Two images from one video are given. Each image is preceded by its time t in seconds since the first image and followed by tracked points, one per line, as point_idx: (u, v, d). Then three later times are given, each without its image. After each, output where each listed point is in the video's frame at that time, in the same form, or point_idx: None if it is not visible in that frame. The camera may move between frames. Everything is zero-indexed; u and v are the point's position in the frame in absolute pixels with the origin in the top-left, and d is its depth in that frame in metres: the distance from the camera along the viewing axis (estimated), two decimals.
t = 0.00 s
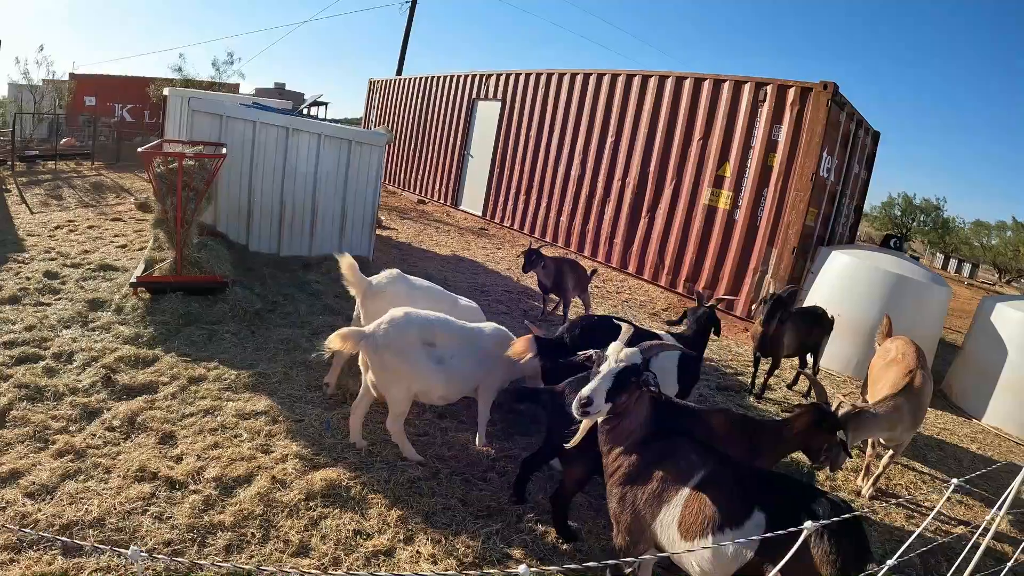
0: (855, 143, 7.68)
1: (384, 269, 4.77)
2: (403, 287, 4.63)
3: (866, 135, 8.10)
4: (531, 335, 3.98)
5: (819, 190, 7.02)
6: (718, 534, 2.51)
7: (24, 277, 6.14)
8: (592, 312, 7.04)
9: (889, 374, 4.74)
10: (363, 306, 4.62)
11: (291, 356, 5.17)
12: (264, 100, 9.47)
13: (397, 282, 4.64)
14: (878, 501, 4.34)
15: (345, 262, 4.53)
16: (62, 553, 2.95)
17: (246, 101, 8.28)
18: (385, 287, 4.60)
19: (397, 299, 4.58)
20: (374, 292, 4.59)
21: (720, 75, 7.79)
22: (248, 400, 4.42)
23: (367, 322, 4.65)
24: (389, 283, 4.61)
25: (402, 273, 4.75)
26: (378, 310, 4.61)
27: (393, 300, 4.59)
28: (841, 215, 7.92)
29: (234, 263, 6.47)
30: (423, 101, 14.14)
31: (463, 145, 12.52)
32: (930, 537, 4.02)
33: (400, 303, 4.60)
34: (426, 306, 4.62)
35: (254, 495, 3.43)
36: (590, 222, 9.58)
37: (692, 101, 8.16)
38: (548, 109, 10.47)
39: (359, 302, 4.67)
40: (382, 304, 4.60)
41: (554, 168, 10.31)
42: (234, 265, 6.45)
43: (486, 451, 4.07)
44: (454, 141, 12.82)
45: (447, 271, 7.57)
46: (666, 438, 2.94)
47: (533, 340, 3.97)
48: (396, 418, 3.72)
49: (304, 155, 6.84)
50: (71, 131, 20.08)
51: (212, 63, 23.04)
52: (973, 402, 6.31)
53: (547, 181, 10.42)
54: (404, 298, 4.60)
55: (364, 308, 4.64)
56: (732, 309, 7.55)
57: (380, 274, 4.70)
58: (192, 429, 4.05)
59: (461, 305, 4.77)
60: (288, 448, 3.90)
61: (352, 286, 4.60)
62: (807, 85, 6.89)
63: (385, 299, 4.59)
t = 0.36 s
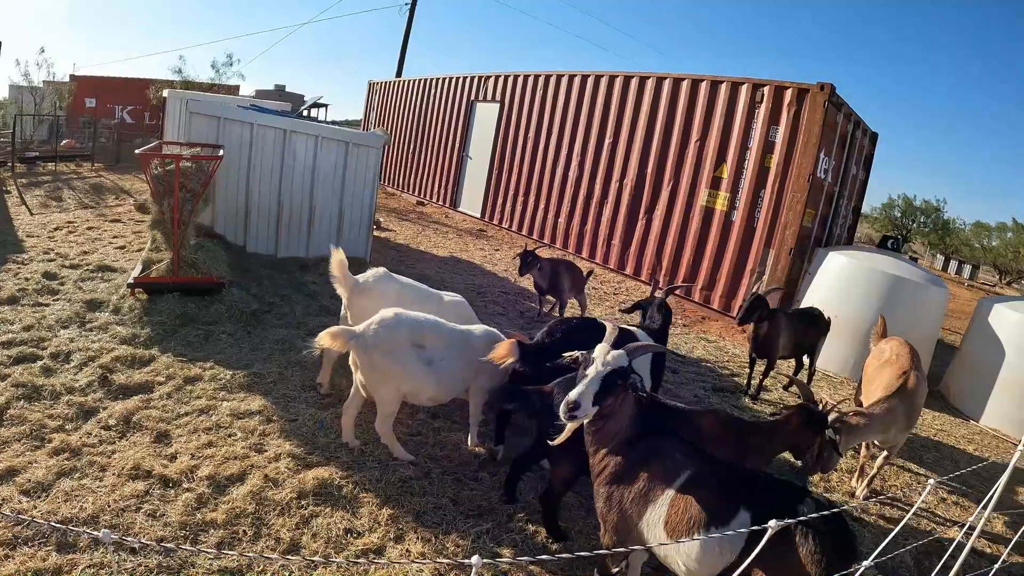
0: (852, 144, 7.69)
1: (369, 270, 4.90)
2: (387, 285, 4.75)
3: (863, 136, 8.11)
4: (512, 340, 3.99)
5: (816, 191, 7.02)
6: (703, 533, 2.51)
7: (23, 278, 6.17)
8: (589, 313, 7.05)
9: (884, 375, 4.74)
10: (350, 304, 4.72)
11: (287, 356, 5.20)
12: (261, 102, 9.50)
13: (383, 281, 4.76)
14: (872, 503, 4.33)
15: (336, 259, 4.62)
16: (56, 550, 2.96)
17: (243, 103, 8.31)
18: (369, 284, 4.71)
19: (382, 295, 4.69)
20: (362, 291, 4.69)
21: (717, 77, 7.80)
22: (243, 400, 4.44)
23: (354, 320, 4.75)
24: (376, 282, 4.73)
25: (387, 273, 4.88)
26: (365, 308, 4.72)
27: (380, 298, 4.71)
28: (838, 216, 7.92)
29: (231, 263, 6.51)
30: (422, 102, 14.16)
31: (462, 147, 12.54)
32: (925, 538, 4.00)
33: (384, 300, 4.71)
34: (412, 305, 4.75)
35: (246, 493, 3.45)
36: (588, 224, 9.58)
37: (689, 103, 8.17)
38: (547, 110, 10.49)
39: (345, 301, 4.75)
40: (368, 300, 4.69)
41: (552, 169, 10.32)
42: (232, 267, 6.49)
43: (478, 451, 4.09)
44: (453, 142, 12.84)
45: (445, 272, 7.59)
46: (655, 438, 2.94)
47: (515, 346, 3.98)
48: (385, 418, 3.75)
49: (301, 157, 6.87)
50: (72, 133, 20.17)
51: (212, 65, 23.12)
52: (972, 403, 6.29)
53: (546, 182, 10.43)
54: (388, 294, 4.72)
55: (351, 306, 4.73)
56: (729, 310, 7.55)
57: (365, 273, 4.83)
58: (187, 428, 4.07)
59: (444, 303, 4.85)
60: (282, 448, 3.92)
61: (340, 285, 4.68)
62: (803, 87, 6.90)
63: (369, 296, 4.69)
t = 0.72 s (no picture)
0: (852, 145, 7.67)
1: (353, 271, 4.97)
2: (370, 285, 4.81)
3: (863, 138, 8.10)
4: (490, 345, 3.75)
5: (815, 193, 7.01)
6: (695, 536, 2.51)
7: (24, 279, 6.19)
8: (588, 315, 7.05)
9: (881, 378, 4.73)
10: (335, 308, 4.79)
11: (284, 357, 5.21)
12: (261, 103, 9.51)
13: (367, 281, 4.82)
14: (870, 505, 4.31)
15: (317, 264, 4.72)
16: (52, 549, 2.97)
17: (242, 104, 8.33)
18: (353, 286, 4.78)
19: (365, 295, 4.76)
20: (345, 293, 4.76)
21: (717, 78, 7.80)
22: (241, 401, 4.45)
23: (340, 322, 4.83)
24: (359, 283, 4.79)
25: (371, 273, 4.94)
26: (350, 309, 4.78)
27: (364, 298, 4.76)
28: (838, 218, 7.90)
29: (231, 264, 6.53)
30: (423, 104, 14.17)
31: (463, 148, 12.55)
32: (922, 541, 3.98)
33: (368, 300, 4.77)
34: (397, 302, 4.79)
35: (242, 493, 3.46)
36: (588, 225, 9.58)
37: (689, 105, 8.17)
38: (547, 111, 10.49)
39: (331, 305, 4.84)
40: (351, 300, 4.76)
41: (552, 171, 10.32)
42: (232, 268, 6.51)
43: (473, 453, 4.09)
44: (454, 144, 12.85)
45: (444, 273, 7.60)
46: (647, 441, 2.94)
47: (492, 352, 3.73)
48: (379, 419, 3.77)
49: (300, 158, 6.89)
50: (74, 134, 20.23)
51: (214, 66, 23.16)
52: (972, 405, 6.27)
53: (546, 183, 10.43)
54: (372, 294, 4.77)
55: (336, 309, 4.81)
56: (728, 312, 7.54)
57: (348, 275, 4.90)
58: (184, 429, 4.08)
59: (430, 301, 4.88)
60: (278, 449, 3.92)
61: (323, 290, 4.77)
62: (803, 88, 6.89)
63: (353, 297, 4.75)
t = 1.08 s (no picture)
0: (855, 147, 7.67)
1: (349, 270, 4.98)
2: (366, 285, 4.82)
3: (866, 140, 8.10)
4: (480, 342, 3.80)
5: (818, 195, 7.01)
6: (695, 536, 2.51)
7: (28, 279, 6.22)
8: (590, 316, 7.06)
9: (883, 380, 4.72)
10: (331, 307, 4.81)
11: (286, 358, 5.22)
12: (264, 105, 9.54)
13: (362, 280, 4.84)
14: (871, 506, 4.30)
15: (310, 267, 4.72)
16: (55, 547, 2.98)
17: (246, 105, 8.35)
18: (348, 285, 4.79)
19: (361, 294, 4.77)
20: (340, 293, 4.78)
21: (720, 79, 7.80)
22: (243, 401, 4.47)
23: (337, 322, 4.85)
24: (354, 282, 4.80)
25: (366, 271, 4.95)
26: (346, 309, 4.80)
27: (360, 298, 4.77)
28: (841, 220, 7.89)
29: (233, 265, 6.55)
30: (427, 106, 14.19)
31: (466, 150, 12.56)
32: (924, 543, 3.97)
33: (364, 299, 4.78)
34: (393, 301, 4.80)
35: (244, 493, 3.47)
36: (591, 226, 9.58)
37: (692, 106, 8.17)
38: (550, 113, 10.50)
39: (327, 305, 4.85)
40: (347, 300, 4.77)
41: (555, 173, 10.34)
42: (235, 269, 6.53)
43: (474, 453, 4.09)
44: (457, 145, 12.88)
45: (446, 274, 7.61)
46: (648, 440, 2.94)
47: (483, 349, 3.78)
48: (379, 418, 3.78)
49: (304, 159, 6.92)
50: (78, 135, 20.32)
51: (218, 67, 23.23)
52: (975, 407, 6.25)
53: (549, 185, 10.42)
54: (368, 294, 4.78)
55: (332, 309, 4.83)
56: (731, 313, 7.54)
57: (344, 274, 4.92)
58: (186, 428, 4.09)
59: (426, 302, 4.89)
60: (279, 448, 3.93)
61: (318, 290, 4.79)
62: (806, 90, 6.89)
63: (349, 296, 4.77)
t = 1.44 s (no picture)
0: (859, 149, 7.66)
1: (354, 270, 4.98)
2: (371, 285, 4.82)
3: (871, 142, 8.10)
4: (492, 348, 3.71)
5: (822, 197, 7.01)
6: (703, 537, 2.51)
7: (33, 279, 6.24)
8: (594, 317, 7.06)
9: (887, 382, 4.72)
10: (335, 308, 4.81)
11: (291, 358, 5.23)
12: (269, 106, 9.55)
13: (367, 281, 4.83)
14: (877, 508, 4.30)
15: (312, 270, 4.68)
16: (61, 547, 2.99)
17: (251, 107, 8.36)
18: (353, 285, 4.79)
19: (366, 294, 4.77)
20: (345, 294, 4.78)
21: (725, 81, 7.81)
22: (248, 401, 4.47)
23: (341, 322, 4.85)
24: (359, 283, 4.80)
25: (371, 271, 4.94)
26: (351, 310, 4.80)
27: (365, 298, 4.77)
28: (845, 222, 7.89)
29: (238, 266, 6.57)
30: (431, 107, 14.21)
31: (470, 151, 12.58)
32: (930, 545, 3.97)
33: (369, 300, 4.78)
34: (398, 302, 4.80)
35: (250, 493, 3.47)
36: (596, 228, 9.58)
37: (696, 108, 8.17)
38: (554, 115, 10.51)
39: (331, 305, 4.85)
40: (353, 300, 4.77)
41: (559, 174, 10.35)
42: (240, 270, 6.55)
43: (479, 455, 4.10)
44: (461, 146, 12.89)
45: (451, 276, 7.62)
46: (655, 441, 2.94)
47: (496, 357, 3.71)
48: (378, 417, 3.78)
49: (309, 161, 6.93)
50: (82, 134, 20.37)
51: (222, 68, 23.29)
52: (980, 410, 6.23)
53: (553, 186, 10.43)
54: (373, 294, 4.78)
55: (336, 309, 4.83)
56: (735, 315, 7.54)
57: (349, 274, 4.92)
58: (192, 429, 4.10)
59: (430, 304, 4.90)
60: (285, 449, 3.94)
61: (322, 290, 4.76)
62: (811, 92, 6.89)
63: (354, 297, 4.77)
